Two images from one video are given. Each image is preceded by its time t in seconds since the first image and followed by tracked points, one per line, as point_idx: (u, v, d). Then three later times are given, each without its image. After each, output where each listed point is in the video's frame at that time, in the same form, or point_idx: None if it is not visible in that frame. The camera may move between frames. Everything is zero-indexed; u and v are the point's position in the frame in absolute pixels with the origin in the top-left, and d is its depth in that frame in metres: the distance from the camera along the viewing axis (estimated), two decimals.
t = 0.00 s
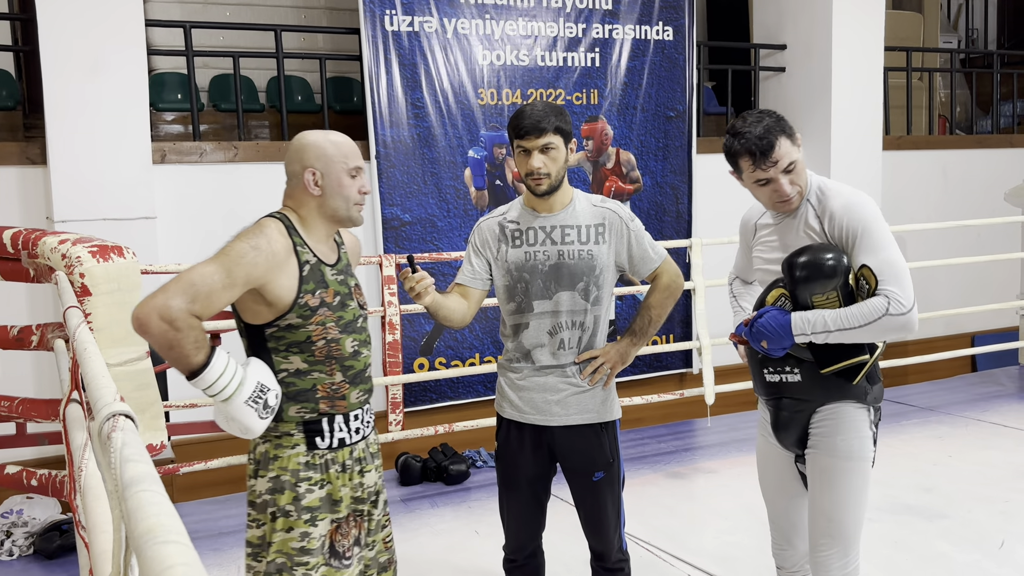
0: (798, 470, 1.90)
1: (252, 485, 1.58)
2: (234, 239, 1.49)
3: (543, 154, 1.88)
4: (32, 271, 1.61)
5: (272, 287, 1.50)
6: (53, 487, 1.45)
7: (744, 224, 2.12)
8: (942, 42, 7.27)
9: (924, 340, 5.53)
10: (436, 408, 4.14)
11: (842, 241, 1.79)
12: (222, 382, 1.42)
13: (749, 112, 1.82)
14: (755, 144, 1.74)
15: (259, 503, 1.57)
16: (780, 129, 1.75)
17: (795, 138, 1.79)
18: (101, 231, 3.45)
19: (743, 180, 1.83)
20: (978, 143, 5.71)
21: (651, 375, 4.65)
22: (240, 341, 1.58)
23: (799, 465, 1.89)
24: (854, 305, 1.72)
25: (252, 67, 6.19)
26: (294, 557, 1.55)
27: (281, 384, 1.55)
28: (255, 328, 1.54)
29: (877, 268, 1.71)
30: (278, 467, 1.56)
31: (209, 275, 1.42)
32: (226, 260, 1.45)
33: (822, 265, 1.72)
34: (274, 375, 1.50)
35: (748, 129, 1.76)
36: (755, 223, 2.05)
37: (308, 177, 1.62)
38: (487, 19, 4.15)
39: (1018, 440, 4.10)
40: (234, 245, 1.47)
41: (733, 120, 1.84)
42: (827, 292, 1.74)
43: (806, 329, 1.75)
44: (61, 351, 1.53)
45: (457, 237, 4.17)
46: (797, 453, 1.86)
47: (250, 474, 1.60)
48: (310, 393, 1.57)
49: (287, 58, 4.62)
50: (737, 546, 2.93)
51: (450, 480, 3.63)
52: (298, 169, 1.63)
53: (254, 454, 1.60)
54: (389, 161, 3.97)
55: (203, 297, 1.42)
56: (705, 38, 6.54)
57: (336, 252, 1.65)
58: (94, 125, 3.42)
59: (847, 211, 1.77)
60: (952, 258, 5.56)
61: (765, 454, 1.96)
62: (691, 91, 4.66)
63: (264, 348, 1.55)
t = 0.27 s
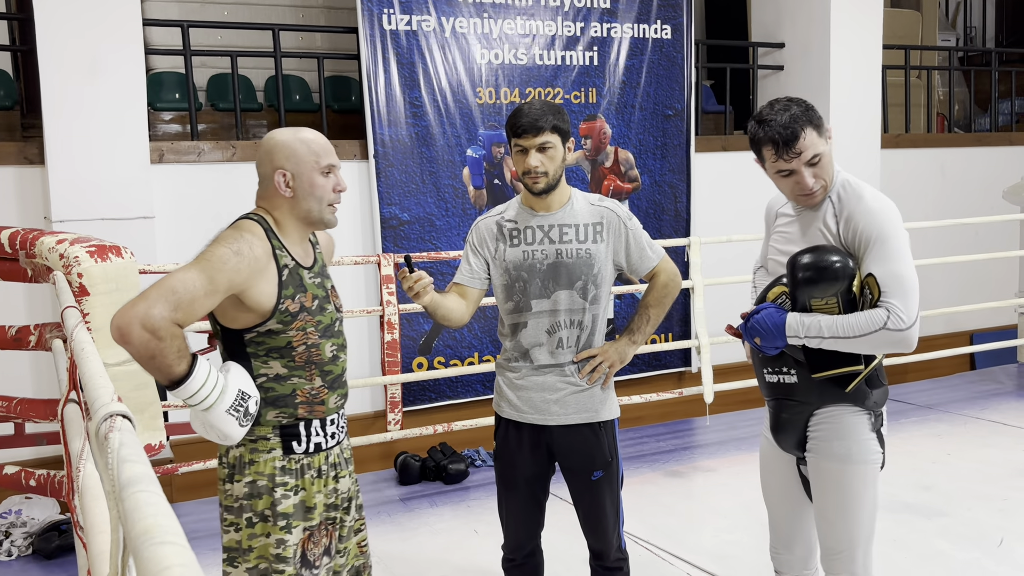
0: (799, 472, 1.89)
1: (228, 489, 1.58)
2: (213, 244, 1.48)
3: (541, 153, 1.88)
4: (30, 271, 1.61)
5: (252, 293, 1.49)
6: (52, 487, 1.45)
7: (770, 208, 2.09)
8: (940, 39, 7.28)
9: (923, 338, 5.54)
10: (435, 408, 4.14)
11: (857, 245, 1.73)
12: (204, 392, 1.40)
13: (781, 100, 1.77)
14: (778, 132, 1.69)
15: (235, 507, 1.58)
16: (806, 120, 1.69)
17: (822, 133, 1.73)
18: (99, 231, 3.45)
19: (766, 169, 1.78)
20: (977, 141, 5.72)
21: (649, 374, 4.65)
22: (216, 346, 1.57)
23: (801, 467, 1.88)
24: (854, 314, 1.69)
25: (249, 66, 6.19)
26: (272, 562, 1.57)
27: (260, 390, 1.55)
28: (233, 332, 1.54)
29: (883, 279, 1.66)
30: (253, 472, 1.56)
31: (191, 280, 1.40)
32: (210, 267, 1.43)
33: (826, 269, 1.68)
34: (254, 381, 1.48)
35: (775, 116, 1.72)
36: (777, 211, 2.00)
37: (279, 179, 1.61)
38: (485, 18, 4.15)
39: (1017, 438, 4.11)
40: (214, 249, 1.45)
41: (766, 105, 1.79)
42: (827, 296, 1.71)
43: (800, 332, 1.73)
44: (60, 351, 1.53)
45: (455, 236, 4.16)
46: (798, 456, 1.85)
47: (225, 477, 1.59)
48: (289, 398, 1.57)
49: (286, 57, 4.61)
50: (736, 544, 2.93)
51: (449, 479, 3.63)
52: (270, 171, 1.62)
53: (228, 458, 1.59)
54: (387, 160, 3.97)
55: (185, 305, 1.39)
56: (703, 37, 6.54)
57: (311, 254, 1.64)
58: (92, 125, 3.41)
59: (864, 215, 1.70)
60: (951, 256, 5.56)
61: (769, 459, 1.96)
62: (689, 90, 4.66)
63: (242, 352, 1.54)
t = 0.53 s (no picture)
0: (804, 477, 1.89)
1: (217, 496, 1.58)
2: (210, 250, 1.48)
3: (535, 154, 1.88)
4: (28, 271, 1.61)
5: (249, 300, 1.50)
6: (50, 487, 1.45)
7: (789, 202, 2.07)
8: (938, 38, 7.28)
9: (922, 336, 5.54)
10: (433, 407, 4.14)
11: (871, 251, 1.71)
12: (208, 403, 1.40)
13: (798, 101, 1.76)
14: (761, 138, 1.76)
15: (224, 514, 1.57)
16: (785, 136, 1.72)
17: (812, 149, 1.73)
18: (97, 231, 3.44)
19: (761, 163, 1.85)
20: (976, 139, 5.72)
21: (648, 373, 4.66)
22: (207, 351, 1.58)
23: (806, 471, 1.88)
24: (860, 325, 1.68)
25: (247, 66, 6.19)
26: (264, 567, 1.58)
27: (255, 395, 1.56)
28: (226, 338, 1.54)
29: (892, 291, 1.64)
30: (246, 477, 1.57)
31: (194, 288, 1.40)
32: (214, 275, 1.43)
33: (834, 280, 1.66)
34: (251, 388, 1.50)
35: (771, 119, 1.76)
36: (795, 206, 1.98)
37: (265, 183, 1.62)
38: (483, 17, 4.15)
39: (1016, 437, 4.11)
40: (212, 255, 1.46)
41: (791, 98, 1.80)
42: (834, 306, 1.69)
43: (804, 340, 1.73)
44: (59, 351, 1.52)
45: (454, 236, 4.16)
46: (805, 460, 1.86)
47: (213, 482, 1.59)
48: (283, 402, 1.59)
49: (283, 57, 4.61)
50: (735, 543, 2.93)
51: (448, 479, 3.63)
52: (255, 174, 1.63)
53: (216, 464, 1.58)
54: (385, 160, 3.97)
55: (191, 313, 1.39)
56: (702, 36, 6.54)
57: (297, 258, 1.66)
58: (90, 125, 3.41)
59: (879, 223, 1.68)
60: (950, 254, 5.56)
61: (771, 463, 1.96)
62: (688, 89, 4.66)
63: (236, 358, 1.55)
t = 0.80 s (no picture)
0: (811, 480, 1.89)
1: (222, 495, 1.57)
2: (215, 248, 1.49)
3: (524, 156, 1.88)
4: (25, 271, 1.60)
5: (256, 297, 1.52)
6: (48, 487, 1.44)
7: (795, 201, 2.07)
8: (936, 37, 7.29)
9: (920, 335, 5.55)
10: (432, 407, 4.14)
11: (878, 254, 1.69)
12: (218, 403, 1.41)
13: (803, 102, 1.76)
14: (760, 137, 1.77)
15: (228, 514, 1.57)
16: (784, 138, 1.72)
17: (812, 151, 1.74)
18: (95, 230, 3.44)
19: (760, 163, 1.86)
20: (974, 138, 5.72)
21: (646, 372, 4.66)
22: (212, 352, 1.59)
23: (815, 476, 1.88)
24: (866, 331, 1.65)
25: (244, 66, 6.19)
26: (270, 567, 1.58)
27: (263, 393, 1.57)
28: (234, 338, 1.55)
29: (898, 294, 1.62)
30: (252, 476, 1.57)
31: (203, 287, 1.43)
32: (223, 273, 1.45)
33: (838, 284, 1.64)
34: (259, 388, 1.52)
35: (772, 119, 1.77)
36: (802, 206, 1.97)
37: (261, 177, 1.62)
38: (481, 16, 4.15)
39: (1014, 435, 4.11)
40: (218, 253, 1.47)
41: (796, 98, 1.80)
42: (838, 311, 1.67)
43: (809, 347, 1.73)
44: (55, 352, 1.52)
45: (452, 235, 4.16)
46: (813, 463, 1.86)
47: (218, 482, 1.58)
48: (289, 401, 1.60)
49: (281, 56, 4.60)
50: (733, 542, 2.94)
51: (446, 478, 3.63)
52: (249, 169, 1.63)
53: (221, 463, 1.58)
54: (383, 159, 3.96)
55: (200, 312, 1.42)
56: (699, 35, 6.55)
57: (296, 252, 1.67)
58: (88, 125, 3.41)
59: (885, 225, 1.66)
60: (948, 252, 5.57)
61: (775, 467, 1.95)
62: (686, 88, 4.66)
63: (243, 356, 1.56)
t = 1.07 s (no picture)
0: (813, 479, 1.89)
1: (240, 491, 1.57)
2: (230, 244, 1.48)
3: (520, 157, 1.88)
4: (25, 271, 1.61)
5: (271, 292, 1.50)
6: (48, 487, 1.45)
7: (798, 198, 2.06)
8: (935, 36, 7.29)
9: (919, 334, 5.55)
10: (432, 407, 4.14)
11: (883, 256, 1.70)
12: (233, 395, 1.41)
13: (794, 111, 1.75)
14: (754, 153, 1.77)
15: (247, 509, 1.57)
16: (779, 152, 1.72)
17: (807, 162, 1.73)
18: (95, 230, 3.44)
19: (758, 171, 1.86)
20: (973, 137, 5.72)
21: (646, 372, 4.66)
22: (231, 348, 1.58)
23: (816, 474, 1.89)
24: (873, 334, 1.66)
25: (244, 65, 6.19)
26: (291, 561, 1.57)
27: (279, 389, 1.56)
28: (249, 333, 1.54)
29: (905, 298, 1.63)
30: (271, 472, 1.56)
31: (216, 282, 1.41)
32: (237, 268, 1.44)
33: (846, 288, 1.64)
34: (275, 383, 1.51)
35: (764, 133, 1.76)
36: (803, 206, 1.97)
37: (280, 174, 1.61)
38: (480, 15, 4.15)
39: (1014, 434, 4.12)
40: (233, 249, 1.46)
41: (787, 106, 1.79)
42: (845, 315, 1.68)
43: (815, 350, 1.74)
44: (55, 351, 1.52)
45: (452, 234, 4.16)
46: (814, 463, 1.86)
47: (237, 478, 1.58)
48: (306, 396, 1.58)
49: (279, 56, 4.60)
50: (733, 541, 2.94)
51: (446, 478, 3.63)
52: (270, 167, 1.63)
53: (241, 459, 1.57)
54: (383, 159, 3.96)
55: (214, 306, 1.41)
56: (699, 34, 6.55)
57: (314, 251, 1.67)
58: (88, 125, 3.41)
59: (891, 227, 1.67)
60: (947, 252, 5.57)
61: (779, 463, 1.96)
62: (685, 87, 4.66)
63: (259, 353, 1.54)
